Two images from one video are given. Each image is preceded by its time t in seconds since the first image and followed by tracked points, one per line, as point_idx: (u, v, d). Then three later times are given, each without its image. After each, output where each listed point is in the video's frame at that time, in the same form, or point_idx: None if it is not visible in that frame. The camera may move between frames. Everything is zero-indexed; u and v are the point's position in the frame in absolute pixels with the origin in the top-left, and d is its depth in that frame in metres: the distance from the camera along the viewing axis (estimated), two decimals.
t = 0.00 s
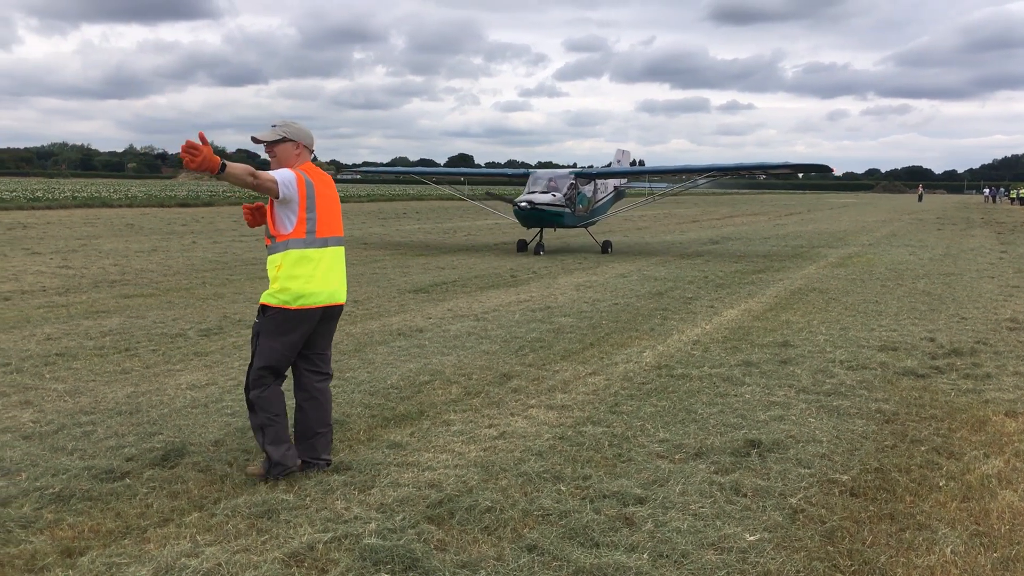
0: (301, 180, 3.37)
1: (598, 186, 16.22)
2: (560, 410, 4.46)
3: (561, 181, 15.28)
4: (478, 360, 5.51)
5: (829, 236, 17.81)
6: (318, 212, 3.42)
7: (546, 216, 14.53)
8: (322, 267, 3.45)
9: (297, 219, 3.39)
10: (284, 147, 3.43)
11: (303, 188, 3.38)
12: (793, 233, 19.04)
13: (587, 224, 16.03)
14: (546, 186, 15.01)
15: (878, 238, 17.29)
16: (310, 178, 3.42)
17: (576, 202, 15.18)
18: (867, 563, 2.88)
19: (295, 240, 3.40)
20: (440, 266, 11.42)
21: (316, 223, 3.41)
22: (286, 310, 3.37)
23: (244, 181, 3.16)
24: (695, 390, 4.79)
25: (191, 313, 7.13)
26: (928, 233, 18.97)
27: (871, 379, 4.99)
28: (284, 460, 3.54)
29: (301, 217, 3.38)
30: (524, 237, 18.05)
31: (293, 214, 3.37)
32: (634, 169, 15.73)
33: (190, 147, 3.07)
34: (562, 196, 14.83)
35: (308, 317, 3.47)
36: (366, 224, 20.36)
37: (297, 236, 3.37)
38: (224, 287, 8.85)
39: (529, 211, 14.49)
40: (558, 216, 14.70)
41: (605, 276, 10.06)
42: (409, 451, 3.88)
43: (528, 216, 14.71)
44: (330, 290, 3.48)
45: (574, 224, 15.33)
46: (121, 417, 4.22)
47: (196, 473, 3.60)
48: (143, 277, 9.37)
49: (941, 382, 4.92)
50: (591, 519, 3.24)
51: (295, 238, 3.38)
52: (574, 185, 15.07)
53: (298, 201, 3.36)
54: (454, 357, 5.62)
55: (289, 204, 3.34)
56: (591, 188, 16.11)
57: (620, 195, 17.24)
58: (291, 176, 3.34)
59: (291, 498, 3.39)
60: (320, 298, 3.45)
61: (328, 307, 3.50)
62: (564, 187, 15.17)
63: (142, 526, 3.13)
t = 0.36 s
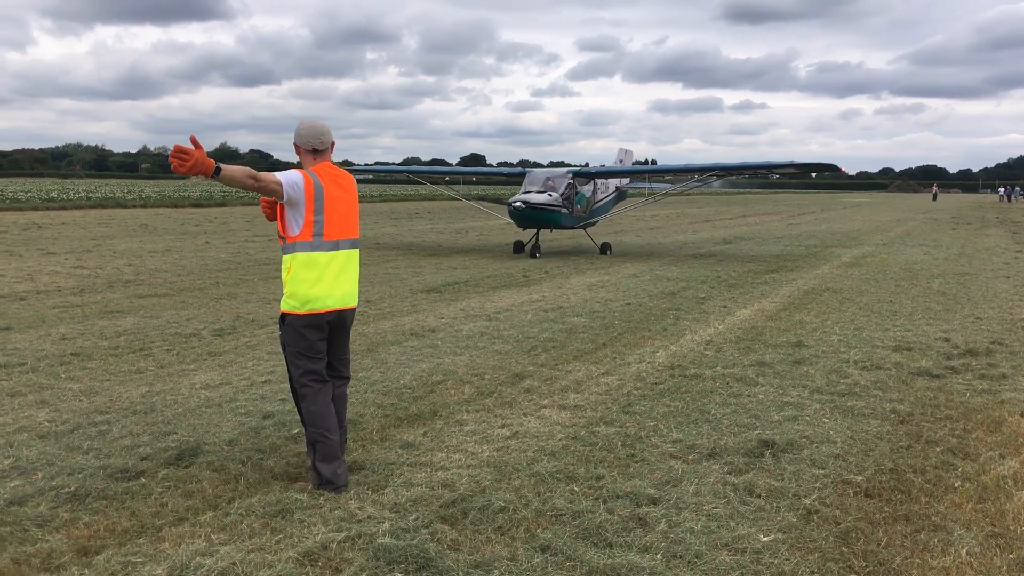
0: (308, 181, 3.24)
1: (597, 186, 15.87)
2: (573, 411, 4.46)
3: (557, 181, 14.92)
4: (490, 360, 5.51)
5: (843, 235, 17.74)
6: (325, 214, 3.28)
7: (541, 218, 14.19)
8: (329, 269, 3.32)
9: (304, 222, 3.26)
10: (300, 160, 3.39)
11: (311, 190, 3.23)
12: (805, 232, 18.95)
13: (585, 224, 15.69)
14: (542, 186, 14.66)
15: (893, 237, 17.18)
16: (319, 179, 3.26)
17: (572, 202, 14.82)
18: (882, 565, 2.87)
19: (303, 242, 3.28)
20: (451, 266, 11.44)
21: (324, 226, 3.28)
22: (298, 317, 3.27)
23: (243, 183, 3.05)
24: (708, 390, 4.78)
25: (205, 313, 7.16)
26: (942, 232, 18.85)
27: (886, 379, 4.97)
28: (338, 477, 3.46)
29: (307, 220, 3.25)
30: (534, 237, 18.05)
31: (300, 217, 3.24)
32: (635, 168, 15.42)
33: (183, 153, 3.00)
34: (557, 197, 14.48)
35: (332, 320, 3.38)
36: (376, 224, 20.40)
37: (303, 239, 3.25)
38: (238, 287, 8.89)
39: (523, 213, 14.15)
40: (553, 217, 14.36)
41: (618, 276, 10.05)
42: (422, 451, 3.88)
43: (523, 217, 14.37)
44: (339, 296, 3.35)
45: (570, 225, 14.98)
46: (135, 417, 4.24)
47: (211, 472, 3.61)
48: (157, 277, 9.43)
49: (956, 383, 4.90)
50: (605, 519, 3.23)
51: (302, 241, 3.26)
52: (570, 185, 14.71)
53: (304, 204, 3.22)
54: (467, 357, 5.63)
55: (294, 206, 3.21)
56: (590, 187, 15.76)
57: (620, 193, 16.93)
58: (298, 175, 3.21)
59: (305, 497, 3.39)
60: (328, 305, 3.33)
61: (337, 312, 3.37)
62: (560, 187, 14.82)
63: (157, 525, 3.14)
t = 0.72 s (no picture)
0: (314, 182, 3.20)
1: (594, 188, 15.40)
2: (584, 412, 4.45)
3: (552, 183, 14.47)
4: (502, 361, 5.51)
5: (856, 238, 17.66)
6: (334, 217, 3.25)
7: (533, 222, 13.74)
8: (341, 272, 3.29)
9: (312, 224, 3.23)
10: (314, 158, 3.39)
11: (317, 191, 3.20)
12: (816, 234, 18.85)
13: (581, 227, 15.23)
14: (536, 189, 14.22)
15: (907, 240, 17.06)
16: (326, 179, 3.23)
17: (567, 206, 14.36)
18: (896, 568, 2.86)
19: (313, 245, 3.26)
20: (462, 267, 11.45)
21: (333, 227, 3.24)
22: (312, 321, 3.27)
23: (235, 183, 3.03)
24: (720, 392, 4.77)
25: (217, 314, 7.18)
26: (955, 234, 18.74)
27: (899, 382, 4.94)
28: (351, 484, 3.46)
29: (315, 222, 3.22)
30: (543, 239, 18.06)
31: (308, 219, 3.22)
32: (634, 170, 15.01)
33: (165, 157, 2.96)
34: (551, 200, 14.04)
35: (348, 322, 3.36)
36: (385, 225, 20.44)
37: (311, 241, 3.22)
38: (250, 288, 8.92)
39: (515, 217, 13.71)
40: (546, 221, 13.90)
41: (629, 278, 10.04)
42: (433, 453, 3.88)
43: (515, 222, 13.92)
44: (349, 298, 3.31)
45: (565, 229, 14.52)
46: (148, 417, 4.26)
47: (223, 472, 3.62)
48: (170, 277, 9.47)
49: (970, 386, 4.87)
50: (617, 521, 3.23)
51: (311, 243, 3.23)
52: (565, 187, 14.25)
53: (311, 205, 3.19)
54: (478, 358, 5.63)
55: (302, 209, 3.18)
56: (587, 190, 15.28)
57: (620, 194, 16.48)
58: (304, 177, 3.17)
59: (317, 498, 3.40)
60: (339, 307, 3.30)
61: (349, 314, 3.32)
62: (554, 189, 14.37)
63: (170, 525, 3.15)
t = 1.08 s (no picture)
0: (335, 182, 3.19)
1: (587, 192, 15.05)
2: (595, 415, 4.45)
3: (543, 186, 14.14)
4: (512, 364, 5.51)
5: (867, 242, 17.58)
6: (354, 218, 3.25)
7: (522, 226, 13.38)
8: (362, 273, 3.29)
9: (332, 224, 3.23)
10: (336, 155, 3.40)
11: (338, 191, 3.20)
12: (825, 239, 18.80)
13: (573, 232, 14.81)
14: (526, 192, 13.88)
15: (919, 244, 16.99)
16: (347, 179, 3.23)
17: (558, 210, 14.02)
18: (907, 573, 2.84)
19: (333, 245, 3.25)
20: (471, 270, 11.47)
21: (353, 227, 3.23)
22: (335, 322, 3.25)
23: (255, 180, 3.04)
24: (730, 396, 4.76)
25: (228, 315, 7.21)
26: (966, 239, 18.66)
27: (910, 386, 4.92)
28: (363, 486, 3.46)
29: (336, 222, 3.22)
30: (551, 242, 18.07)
31: (328, 219, 3.22)
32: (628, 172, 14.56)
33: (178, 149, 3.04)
34: (541, 204, 13.70)
35: (366, 325, 3.36)
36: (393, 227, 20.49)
37: (332, 241, 3.22)
38: (260, 289, 8.94)
39: (503, 220, 13.36)
40: (536, 225, 13.55)
41: (639, 281, 10.04)
42: (443, 455, 3.89)
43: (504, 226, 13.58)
44: (370, 299, 3.30)
45: (555, 234, 14.17)
46: (159, 418, 4.28)
47: (234, 473, 3.63)
48: (181, 279, 9.51)
49: (982, 390, 4.85)
50: (627, 524, 3.22)
51: (331, 244, 3.23)
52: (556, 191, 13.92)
53: (331, 205, 3.20)
54: (488, 360, 5.63)
55: (323, 209, 3.18)
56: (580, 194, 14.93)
57: (614, 198, 16.12)
58: (325, 177, 3.16)
59: (327, 499, 3.40)
60: (359, 308, 3.28)
61: (371, 316, 3.33)
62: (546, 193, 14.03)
63: (181, 525, 3.16)
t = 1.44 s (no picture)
0: (378, 184, 3.21)
1: (577, 193, 14.87)
2: (604, 416, 4.45)
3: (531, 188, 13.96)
4: (521, 365, 5.51)
5: (876, 242, 17.52)
6: (396, 220, 3.24)
7: (507, 230, 13.24)
8: (400, 276, 3.26)
9: (372, 225, 3.23)
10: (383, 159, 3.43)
11: (380, 192, 3.21)
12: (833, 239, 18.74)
13: (561, 235, 14.67)
14: (513, 195, 13.72)
15: (929, 245, 16.91)
16: (390, 181, 3.23)
17: (545, 212, 13.85)
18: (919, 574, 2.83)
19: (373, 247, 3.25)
20: (479, 271, 11.48)
21: (393, 229, 3.22)
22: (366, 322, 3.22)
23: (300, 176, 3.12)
24: (740, 396, 4.75)
25: (238, 315, 7.23)
26: (976, 240, 18.58)
27: (921, 387, 4.91)
28: (373, 487, 3.45)
29: (376, 223, 3.22)
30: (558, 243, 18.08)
31: (369, 219, 3.23)
32: (617, 173, 14.37)
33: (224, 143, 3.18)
34: (527, 206, 13.54)
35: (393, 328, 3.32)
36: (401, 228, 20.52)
37: (371, 242, 3.22)
38: (270, 290, 8.97)
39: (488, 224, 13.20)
40: (521, 228, 13.41)
41: (648, 281, 10.03)
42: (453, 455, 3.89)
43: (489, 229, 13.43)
44: (406, 302, 3.25)
45: (542, 236, 14.01)
46: (170, 418, 4.29)
47: (244, 473, 3.64)
48: (191, 279, 9.54)
49: (994, 391, 4.83)
50: (637, 525, 3.22)
51: (370, 245, 3.23)
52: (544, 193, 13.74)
53: (373, 205, 3.21)
54: (497, 361, 5.64)
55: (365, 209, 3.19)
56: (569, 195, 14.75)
57: (605, 199, 15.92)
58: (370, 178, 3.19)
59: (337, 499, 3.41)
60: (394, 311, 3.23)
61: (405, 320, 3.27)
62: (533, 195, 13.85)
63: (192, 524, 3.17)
